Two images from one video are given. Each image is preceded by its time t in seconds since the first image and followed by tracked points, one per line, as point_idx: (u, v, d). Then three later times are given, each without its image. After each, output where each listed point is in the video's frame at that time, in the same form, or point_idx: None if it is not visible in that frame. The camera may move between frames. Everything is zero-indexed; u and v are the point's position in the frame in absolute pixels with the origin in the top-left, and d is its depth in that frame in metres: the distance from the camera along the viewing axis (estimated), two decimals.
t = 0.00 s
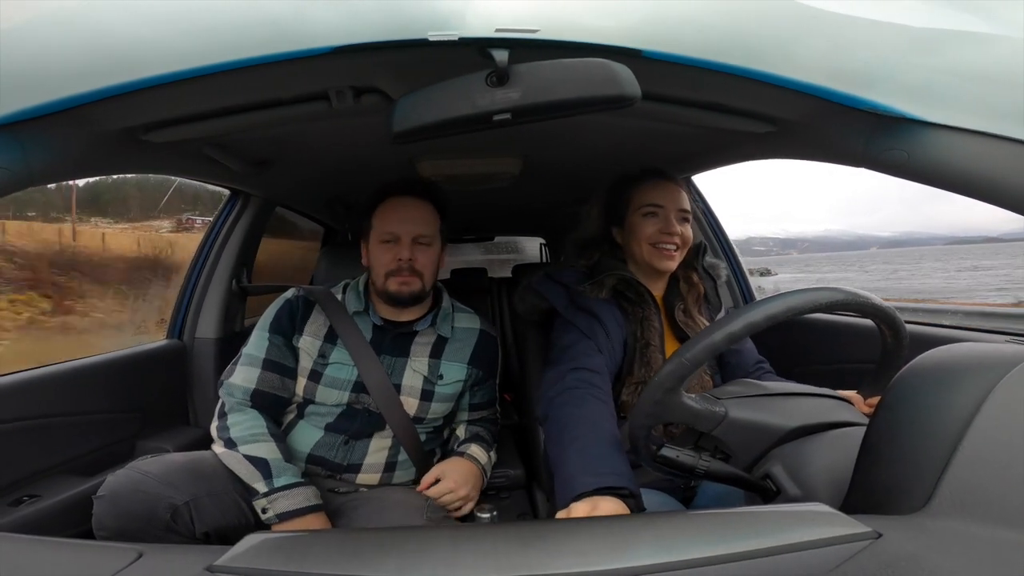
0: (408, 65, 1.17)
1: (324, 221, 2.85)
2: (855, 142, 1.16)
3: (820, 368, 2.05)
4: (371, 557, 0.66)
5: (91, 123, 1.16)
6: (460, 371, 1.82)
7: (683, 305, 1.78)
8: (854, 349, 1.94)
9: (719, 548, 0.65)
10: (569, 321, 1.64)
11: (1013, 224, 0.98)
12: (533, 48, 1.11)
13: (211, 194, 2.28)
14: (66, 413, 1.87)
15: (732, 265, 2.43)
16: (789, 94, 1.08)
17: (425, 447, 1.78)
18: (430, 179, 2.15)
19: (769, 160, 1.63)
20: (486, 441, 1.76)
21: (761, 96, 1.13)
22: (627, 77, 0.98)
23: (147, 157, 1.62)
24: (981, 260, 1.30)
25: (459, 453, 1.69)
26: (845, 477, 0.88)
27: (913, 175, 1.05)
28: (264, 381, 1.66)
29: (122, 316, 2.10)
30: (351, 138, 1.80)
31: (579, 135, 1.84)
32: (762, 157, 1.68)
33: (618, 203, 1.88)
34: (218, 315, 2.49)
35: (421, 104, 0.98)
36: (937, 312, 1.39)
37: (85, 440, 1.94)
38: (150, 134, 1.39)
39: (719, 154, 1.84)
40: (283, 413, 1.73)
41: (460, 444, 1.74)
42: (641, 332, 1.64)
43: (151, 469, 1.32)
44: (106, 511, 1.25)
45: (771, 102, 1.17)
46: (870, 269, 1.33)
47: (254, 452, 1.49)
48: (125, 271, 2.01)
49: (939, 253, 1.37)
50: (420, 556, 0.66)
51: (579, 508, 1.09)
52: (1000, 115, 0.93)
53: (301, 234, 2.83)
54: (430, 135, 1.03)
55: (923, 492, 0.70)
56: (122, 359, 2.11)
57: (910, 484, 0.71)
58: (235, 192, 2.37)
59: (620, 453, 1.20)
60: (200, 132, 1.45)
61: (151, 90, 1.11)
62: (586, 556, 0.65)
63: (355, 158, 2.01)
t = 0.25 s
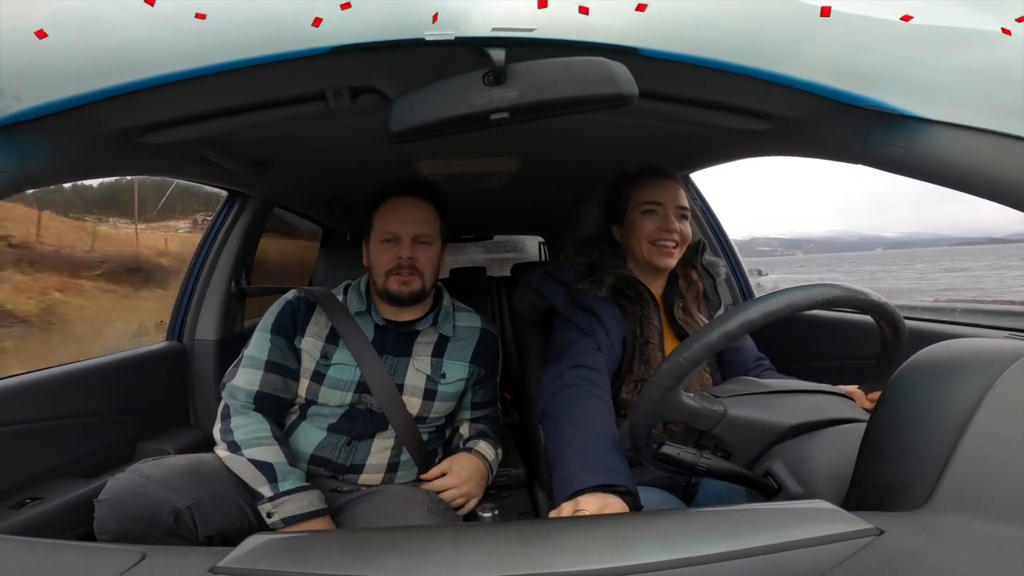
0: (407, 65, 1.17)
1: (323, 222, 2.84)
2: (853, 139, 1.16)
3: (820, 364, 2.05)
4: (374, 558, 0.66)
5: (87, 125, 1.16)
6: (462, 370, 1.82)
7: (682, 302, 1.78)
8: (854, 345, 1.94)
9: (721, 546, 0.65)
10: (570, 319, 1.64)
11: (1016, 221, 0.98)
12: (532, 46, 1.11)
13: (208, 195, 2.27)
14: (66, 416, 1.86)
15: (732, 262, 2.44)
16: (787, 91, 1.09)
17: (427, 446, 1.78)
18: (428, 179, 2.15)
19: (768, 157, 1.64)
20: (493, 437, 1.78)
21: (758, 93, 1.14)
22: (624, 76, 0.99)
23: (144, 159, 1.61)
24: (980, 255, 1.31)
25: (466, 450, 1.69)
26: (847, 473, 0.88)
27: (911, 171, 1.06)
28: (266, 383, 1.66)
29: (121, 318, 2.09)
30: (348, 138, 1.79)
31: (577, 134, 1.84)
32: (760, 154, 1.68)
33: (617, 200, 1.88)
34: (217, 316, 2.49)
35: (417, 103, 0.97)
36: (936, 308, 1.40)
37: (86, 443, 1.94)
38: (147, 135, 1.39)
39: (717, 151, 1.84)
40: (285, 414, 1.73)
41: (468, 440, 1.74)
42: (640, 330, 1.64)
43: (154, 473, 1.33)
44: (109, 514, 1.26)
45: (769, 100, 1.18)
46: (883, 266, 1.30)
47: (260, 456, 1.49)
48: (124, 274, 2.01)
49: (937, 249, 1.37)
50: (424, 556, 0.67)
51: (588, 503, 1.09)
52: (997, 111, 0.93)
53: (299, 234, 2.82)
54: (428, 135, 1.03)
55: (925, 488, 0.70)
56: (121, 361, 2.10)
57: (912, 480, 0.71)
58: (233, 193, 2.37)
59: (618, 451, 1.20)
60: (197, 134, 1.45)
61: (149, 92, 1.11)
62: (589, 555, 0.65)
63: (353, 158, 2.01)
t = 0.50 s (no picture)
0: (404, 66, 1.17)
1: (319, 223, 2.84)
2: (850, 138, 1.17)
3: (818, 361, 2.06)
4: (375, 559, 0.66)
5: (83, 129, 1.16)
6: (458, 372, 1.82)
7: (680, 301, 1.78)
8: (851, 343, 1.95)
9: (722, 544, 0.65)
10: (566, 319, 1.64)
11: (1018, 220, 0.98)
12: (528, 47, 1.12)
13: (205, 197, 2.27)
14: (65, 420, 1.86)
15: (729, 261, 2.44)
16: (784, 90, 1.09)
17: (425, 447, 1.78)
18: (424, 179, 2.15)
19: (764, 156, 1.64)
20: (488, 436, 1.78)
21: (755, 91, 1.14)
22: (620, 75, 0.99)
23: (139, 161, 1.61)
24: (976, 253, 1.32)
25: (460, 448, 1.70)
26: (846, 471, 0.89)
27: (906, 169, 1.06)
28: (261, 388, 1.65)
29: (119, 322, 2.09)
30: (345, 139, 1.79)
31: (573, 134, 1.85)
32: (756, 153, 1.69)
33: (613, 200, 1.88)
34: (215, 318, 2.48)
35: (415, 102, 0.97)
36: (933, 305, 1.41)
37: (85, 446, 1.93)
38: (143, 137, 1.38)
39: (713, 150, 1.84)
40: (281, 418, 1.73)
41: (464, 438, 1.75)
42: (637, 330, 1.64)
43: (150, 473, 1.33)
44: (104, 515, 1.26)
45: (765, 98, 1.18)
46: (890, 263, 1.26)
47: (255, 458, 1.48)
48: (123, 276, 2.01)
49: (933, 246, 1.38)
50: (425, 557, 0.67)
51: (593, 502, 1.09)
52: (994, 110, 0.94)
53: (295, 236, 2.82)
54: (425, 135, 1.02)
55: (924, 485, 0.70)
56: (119, 364, 2.09)
57: (911, 477, 0.72)
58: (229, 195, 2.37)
59: (614, 452, 1.20)
60: (193, 136, 1.44)
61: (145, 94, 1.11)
62: (590, 554, 0.65)
63: (350, 160, 2.01)
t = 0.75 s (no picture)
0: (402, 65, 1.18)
1: (316, 223, 2.84)
2: (847, 135, 1.17)
3: (817, 359, 2.07)
4: (377, 559, 0.67)
5: (80, 130, 1.15)
6: (456, 370, 1.82)
7: (677, 298, 1.78)
8: (850, 340, 1.96)
9: (724, 542, 0.66)
10: (561, 316, 1.66)
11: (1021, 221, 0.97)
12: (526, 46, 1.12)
13: (202, 198, 2.26)
14: (64, 421, 1.86)
15: (727, 259, 2.44)
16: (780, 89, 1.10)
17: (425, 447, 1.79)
18: (422, 179, 2.15)
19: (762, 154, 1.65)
20: (488, 432, 1.78)
21: (751, 89, 1.15)
22: (617, 73, 1.00)
23: (136, 162, 1.60)
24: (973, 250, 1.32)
25: (461, 446, 1.70)
26: (846, 469, 0.89)
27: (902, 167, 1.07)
28: (260, 388, 1.65)
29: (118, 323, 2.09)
30: (342, 139, 1.80)
31: (570, 133, 1.85)
32: (753, 151, 1.69)
33: (609, 198, 1.89)
34: (213, 319, 2.48)
35: (412, 104, 0.96)
36: (930, 302, 1.41)
37: (84, 448, 1.93)
38: (140, 138, 1.38)
39: (711, 148, 1.85)
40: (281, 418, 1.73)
41: (462, 436, 1.75)
42: (633, 327, 1.64)
43: (147, 473, 1.32)
44: (102, 516, 1.25)
45: (762, 97, 1.18)
46: (887, 261, 1.27)
47: (255, 458, 1.48)
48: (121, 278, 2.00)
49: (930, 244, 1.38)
50: (426, 557, 0.67)
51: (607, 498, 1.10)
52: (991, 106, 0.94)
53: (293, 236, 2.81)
54: (421, 136, 1.02)
55: (924, 482, 0.71)
56: (117, 366, 2.09)
57: (911, 474, 0.72)
58: (226, 196, 2.36)
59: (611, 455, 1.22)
60: (191, 136, 1.44)
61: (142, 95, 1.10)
62: (591, 553, 0.65)
63: (347, 160, 2.01)
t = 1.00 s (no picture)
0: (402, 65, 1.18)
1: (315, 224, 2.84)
2: (847, 136, 1.17)
3: (815, 359, 2.07)
4: (376, 559, 0.67)
5: (79, 130, 1.15)
6: (456, 371, 1.82)
7: (674, 300, 1.79)
8: (849, 341, 1.96)
9: (722, 542, 0.66)
10: (559, 324, 1.65)
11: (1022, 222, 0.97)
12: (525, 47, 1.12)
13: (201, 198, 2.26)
14: (64, 421, 1.86)
15: (726, 260, 2.45)
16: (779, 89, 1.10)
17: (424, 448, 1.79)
18: (421, 180, 2.15)
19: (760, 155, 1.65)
20: (488, 432, 1.79)
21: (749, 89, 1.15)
22: (617, 73, 0.99)
23: (134, 162, 1.60)
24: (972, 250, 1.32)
25: (461, 447, 1.70)
26: (845, 469, 0.89)
27: (901, 167, 1.07)
28: (259, 390, 1.65)
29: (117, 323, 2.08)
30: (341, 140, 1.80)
31: (569, 133, 1.85)
32: (752, 151, 1.69)
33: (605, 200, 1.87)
34: (213, 320, 2.48)
35: (410, 105, 0.94)
36: (929, 302, 1.42)
37: (83, 448, 1.93)
38: (139, 138, 1.38)
39: (709, 149, 1.85)
40: (279, 420, 1.73)
41: (462, 437, 1.75)
42: (631, 329, 1.64)
43: (145, 473, 1.32)
44: (99, 515, 1.26)
45: (761, 97, 1.18)
46: (885, 261, 1.27)
47: (255, 459, 1.48)
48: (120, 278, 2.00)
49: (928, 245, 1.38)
50: (426, 557, 0.67)
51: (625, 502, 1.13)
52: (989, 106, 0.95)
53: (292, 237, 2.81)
54: (419, 135, 1.01)
55: (923, 483, 0.71)
56: (116, 366, 2.09)
57: (910, 474, 0.72)
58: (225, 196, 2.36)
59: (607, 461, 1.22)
60: (190, 137, 1.44)
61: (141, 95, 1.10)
62: (591, 554, 0.65)
63: (346, 160, 2.01)
